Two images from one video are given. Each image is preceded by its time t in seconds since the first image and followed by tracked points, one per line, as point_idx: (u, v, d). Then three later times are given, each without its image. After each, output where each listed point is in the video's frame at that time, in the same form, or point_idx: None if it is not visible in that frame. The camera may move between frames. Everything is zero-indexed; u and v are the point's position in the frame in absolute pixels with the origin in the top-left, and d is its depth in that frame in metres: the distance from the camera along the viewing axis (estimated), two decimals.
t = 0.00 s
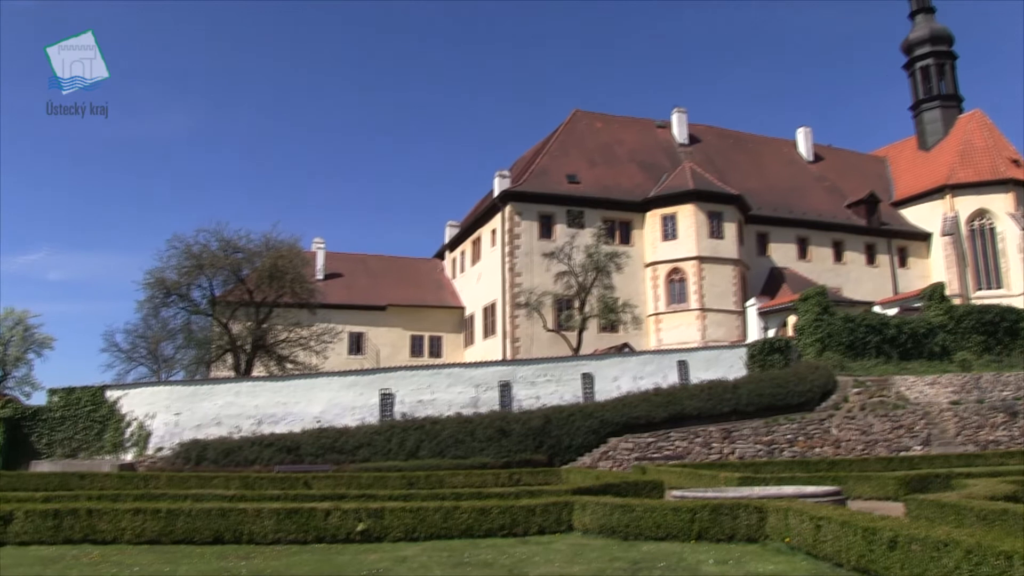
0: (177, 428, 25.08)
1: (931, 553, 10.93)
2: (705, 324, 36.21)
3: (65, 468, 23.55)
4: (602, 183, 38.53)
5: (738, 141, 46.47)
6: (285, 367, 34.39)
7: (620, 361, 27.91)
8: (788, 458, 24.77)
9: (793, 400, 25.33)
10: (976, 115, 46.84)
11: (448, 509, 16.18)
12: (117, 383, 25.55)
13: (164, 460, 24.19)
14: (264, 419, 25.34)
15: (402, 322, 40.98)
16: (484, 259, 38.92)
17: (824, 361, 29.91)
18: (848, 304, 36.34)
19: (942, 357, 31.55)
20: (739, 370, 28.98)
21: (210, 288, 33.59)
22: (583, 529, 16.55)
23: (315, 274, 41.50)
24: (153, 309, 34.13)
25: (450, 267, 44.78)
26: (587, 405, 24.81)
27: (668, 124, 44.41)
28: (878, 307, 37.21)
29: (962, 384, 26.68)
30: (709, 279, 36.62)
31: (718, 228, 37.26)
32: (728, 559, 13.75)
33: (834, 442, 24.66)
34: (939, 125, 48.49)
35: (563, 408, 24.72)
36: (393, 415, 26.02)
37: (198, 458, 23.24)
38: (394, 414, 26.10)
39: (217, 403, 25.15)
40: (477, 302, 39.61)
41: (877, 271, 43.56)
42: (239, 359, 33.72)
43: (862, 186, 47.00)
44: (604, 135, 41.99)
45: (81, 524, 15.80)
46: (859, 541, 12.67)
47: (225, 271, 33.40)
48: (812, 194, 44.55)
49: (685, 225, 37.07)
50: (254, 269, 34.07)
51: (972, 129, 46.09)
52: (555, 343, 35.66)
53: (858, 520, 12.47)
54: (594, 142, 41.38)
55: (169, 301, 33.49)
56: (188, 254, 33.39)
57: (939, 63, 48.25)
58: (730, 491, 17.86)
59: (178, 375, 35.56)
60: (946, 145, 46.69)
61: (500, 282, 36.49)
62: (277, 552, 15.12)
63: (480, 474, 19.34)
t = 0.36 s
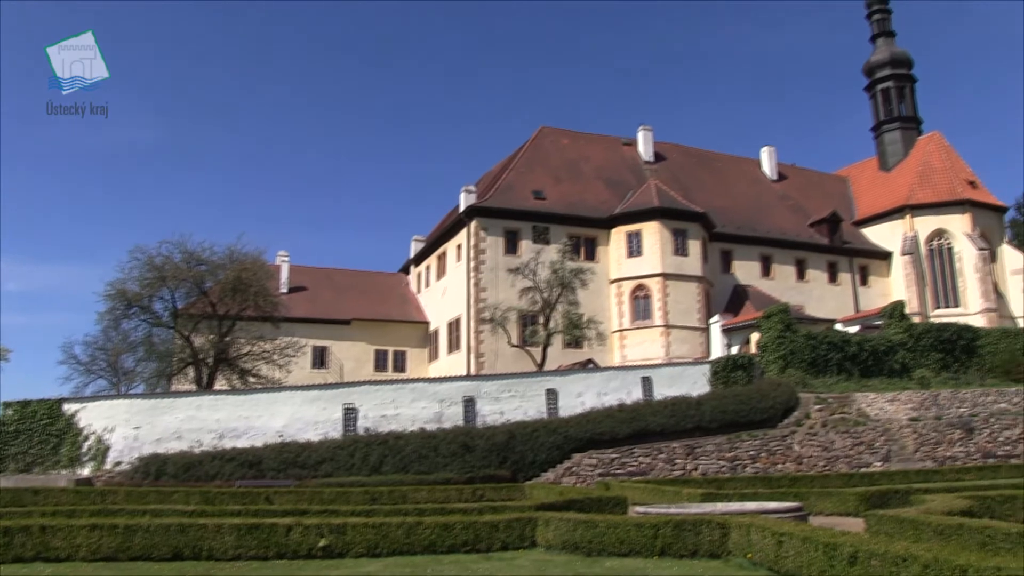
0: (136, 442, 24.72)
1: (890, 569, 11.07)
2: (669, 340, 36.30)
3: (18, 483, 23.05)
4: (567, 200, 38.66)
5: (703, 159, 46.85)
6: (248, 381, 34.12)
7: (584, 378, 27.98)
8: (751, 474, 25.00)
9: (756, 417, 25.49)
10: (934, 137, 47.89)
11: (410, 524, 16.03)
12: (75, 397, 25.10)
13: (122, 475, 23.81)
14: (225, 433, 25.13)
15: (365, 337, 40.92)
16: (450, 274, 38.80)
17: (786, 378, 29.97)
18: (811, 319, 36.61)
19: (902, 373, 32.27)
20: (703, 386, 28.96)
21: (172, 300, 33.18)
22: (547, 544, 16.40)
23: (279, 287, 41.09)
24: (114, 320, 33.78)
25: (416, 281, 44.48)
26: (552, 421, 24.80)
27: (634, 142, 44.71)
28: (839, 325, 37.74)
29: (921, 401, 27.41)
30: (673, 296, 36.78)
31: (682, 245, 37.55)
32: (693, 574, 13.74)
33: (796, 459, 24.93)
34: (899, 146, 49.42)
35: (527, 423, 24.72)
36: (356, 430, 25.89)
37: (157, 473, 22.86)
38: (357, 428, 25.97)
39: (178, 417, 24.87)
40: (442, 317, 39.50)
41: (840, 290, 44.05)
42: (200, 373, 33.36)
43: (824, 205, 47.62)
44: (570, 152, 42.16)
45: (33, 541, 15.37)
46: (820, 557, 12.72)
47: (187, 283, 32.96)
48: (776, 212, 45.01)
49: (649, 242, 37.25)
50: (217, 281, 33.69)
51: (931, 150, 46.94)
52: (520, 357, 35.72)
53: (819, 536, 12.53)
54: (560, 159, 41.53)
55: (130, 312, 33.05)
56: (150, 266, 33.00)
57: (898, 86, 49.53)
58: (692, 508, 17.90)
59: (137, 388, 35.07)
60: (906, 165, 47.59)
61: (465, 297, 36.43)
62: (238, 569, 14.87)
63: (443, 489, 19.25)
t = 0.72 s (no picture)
0: (91, 452, 24.34)
1: None
2: (630, 353, 36.41)
3: None
4: (530, 212, 38.71)
5: (666, 173, 47.16)
6: (206, 391, 33.77)
7: (545, 390, 28.03)
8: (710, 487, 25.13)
9: (716, 430, 25.69)
10: (892, 156, 49.16)
11: (370, 537, 15.89)
12: (27, 406, 24.60)
13: (75, 486, 23.38)
14: (183, 443, 24.89)
15: (326, 347, 40.51)
16: (412, 285, 38.68)
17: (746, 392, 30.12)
18: (771, 333, 37.23)
19: (859, 388, 32.54)
20: (664, 399, 29.23)
21: (130, 308, 32.90)
22: (506, 557, 16.27)
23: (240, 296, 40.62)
24: (69, 328, 33.17)
25: (378, 292, 44.28)
26: (513, 433, 24.79)
27: (597, 155, 44.95)
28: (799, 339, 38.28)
29: (878, 415, 27.69)
30: (635, 310, 36.93)
31: (644, 259, 37.76)
32: None
33: (754, 471, 25.20)
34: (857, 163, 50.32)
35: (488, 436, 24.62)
36: (315, 441, 25.74)
37: (112, 484, 22.49)
38: (316, 440, 25.82)
39: (134, 427, 24.57)
40: (404, 327, 39.33)
41: (799, 304, 44.45)
42: (158, 382, 32.95)
43: (785, 220, 48.19)
44: (534, 165, 42.26)
45: None
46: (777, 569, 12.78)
47: (146, 291, 32.73)
48: (737, 227, 45.40)
49: (612, 256, 37.41)
50: (177, 290, 33.50)
51: (888, 169, 48.13)
52: (481, 369, 35.62)
53: (776, 548, 12.62)
54: (524, 171, 41.59)
55: (87, 320, 32.57)
56: (108, 274, 32.62)
57: (858, 105, 50.42)
58: (652, 520, 17.96)
59: (94, 398, 34.52)
60: (863, 184, 48.72)
61: (427, 308, 36.28)
62: None
63: (403, 501, 19.18)
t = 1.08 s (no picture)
0: (47, 460, 23.98)
1: None
2: (595, 363, 36.52)
3: None
4: (496, 222, 38.72)
5: (633, 185, 47.39)
6: (168, 399, 33.48)
7: (509, 400, 28.06)
8: (674, 497, 25.30)
9: (680, 440, 25.86)
10: (855, 170, 49.85)
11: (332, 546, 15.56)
12: None
13: (29, 495, 22.99)
14: (143, 451, 24.57)
15: (290, 355, 40.22)
16: (377, 293, 38.50)
17: (710, 403, 30.28)
18: (735, 345, 37.51)
19: (822, 400, 32.83)
20: (628, 410, 29.44)
21: (90, 313, 32.53)
22: (471, 567, 16.03)
23: (203, 303, 40.19)
24: (27, 334, 32.56)
25: (343, 300, 44.08)
26: (477, 443, 24.80)
27: (565, 166, 45.11)
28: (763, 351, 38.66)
29: (839, 426, 28.08)
30: (600, 320, 37.05)
31: (610, 269, 37.96)
32: None
33: (717, 482, 25.36)
34: (821, 177, 50.89)
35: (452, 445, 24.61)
36: (279, 449, 25.56)
37: (69, 493, 22.21)
38: (279, 448, 25.63)
39: (93, 435, 24.23)
40: (369, 336, 39.18)
41: (763, 316, 44.79)
42: (118, 390, 32.51)
43: (749, 233, 48.66)
44: (500, 174, 42.26)
45: None
46: None
47: (108, 296, 32.37)
48: (702, 239, 45.72)
49: (577, 266, 37.65)
50: (139, 296, 33.25)
51: (851, 184, 48.81)
52: (445, 379, 35.56)
53: (739, 559, 12.69)
54: (491, 181, 41.61)
55: (45, 325, 32.09)
56: (68, 278, 32.26)
57: (822, 119, 50.98)
58: (616, 530, 17.98)
59: (50, 404, 33.64)
60: (826, 198, 49.40)
61: (392, 316, 36.12)
62: None
63: (366, 510, 19.08)
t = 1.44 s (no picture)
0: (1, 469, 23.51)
1: None
2: (559, 375, 36.66)
3: None
4: (462, 232, 38.69)
5: (598, 197, 47.59)
6: (127, 407, 32.83)
7: (473, 411, 28.03)
8: (637, 508, 25.40)
9: (644, 451, 25.97)
10: (818, 186, 50.21)
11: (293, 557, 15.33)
12: None
13: None
14: (101, 461, 24.21)
15: (254, 364, 39.91)
16: (342, 303, 38.32)
17: (673, 415, 30.33)
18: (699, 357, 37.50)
19: (784, 413, 33.24)
20: (592, 421, 29.61)
21: (48, 320, 32.13)
22: None
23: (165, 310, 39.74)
24: None
25: (307, 309, 43.78)
26: (440, 454, 24.77)
27: (531, 177, 45.18)
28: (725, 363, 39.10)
29: (801, 438, 28.29)
30: (564, 332, 37.25)
31: (575, 281, 38.16)
32: None
33: (680, 494, 25.57)
34: (785, 193, 51.27)
35: (415, 456, 24.53)
36: (240, 459, 25.33)
37: (22, 504, 21.82)
38: (241, 458, 25.41)
39: (49, 443, 23.83)
40: (332, 346, 38.94)
41: (726, 329, 45.15)
42: (76, 398, 32.05)
43: (714, 247, 49.07)
44: (466, 185, 42.22)
45: None
46: None
47: (67, 302, 31.97)
48: (667, 252, 45.97)
49: (542, 277, 37.71)
50: (99, 302, 32.91)
51: (814, 200, 49.20)
52: (408, 390, 35.55)
53: (701, 569, 12.73)
54: (457, 191, 41.55)
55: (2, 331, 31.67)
56: (26, 284, 31.85)
57: (786, 135, 51.44)
58: (579, 541, 17.94)
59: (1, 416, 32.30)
60: (790, 213, 49.82)
61: (357, 326, 35.89)
62: None
63: (328, 521, 18.94)
